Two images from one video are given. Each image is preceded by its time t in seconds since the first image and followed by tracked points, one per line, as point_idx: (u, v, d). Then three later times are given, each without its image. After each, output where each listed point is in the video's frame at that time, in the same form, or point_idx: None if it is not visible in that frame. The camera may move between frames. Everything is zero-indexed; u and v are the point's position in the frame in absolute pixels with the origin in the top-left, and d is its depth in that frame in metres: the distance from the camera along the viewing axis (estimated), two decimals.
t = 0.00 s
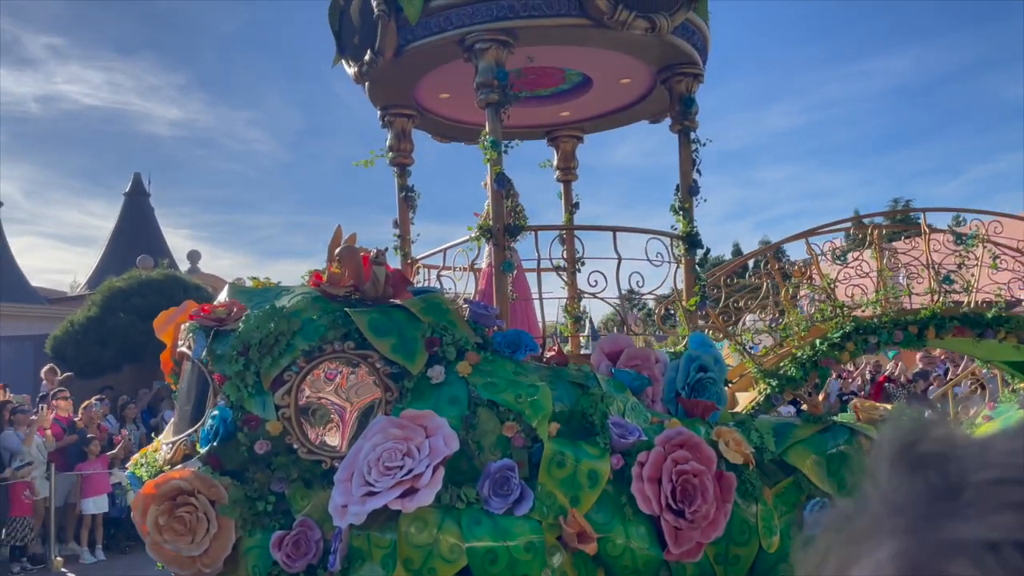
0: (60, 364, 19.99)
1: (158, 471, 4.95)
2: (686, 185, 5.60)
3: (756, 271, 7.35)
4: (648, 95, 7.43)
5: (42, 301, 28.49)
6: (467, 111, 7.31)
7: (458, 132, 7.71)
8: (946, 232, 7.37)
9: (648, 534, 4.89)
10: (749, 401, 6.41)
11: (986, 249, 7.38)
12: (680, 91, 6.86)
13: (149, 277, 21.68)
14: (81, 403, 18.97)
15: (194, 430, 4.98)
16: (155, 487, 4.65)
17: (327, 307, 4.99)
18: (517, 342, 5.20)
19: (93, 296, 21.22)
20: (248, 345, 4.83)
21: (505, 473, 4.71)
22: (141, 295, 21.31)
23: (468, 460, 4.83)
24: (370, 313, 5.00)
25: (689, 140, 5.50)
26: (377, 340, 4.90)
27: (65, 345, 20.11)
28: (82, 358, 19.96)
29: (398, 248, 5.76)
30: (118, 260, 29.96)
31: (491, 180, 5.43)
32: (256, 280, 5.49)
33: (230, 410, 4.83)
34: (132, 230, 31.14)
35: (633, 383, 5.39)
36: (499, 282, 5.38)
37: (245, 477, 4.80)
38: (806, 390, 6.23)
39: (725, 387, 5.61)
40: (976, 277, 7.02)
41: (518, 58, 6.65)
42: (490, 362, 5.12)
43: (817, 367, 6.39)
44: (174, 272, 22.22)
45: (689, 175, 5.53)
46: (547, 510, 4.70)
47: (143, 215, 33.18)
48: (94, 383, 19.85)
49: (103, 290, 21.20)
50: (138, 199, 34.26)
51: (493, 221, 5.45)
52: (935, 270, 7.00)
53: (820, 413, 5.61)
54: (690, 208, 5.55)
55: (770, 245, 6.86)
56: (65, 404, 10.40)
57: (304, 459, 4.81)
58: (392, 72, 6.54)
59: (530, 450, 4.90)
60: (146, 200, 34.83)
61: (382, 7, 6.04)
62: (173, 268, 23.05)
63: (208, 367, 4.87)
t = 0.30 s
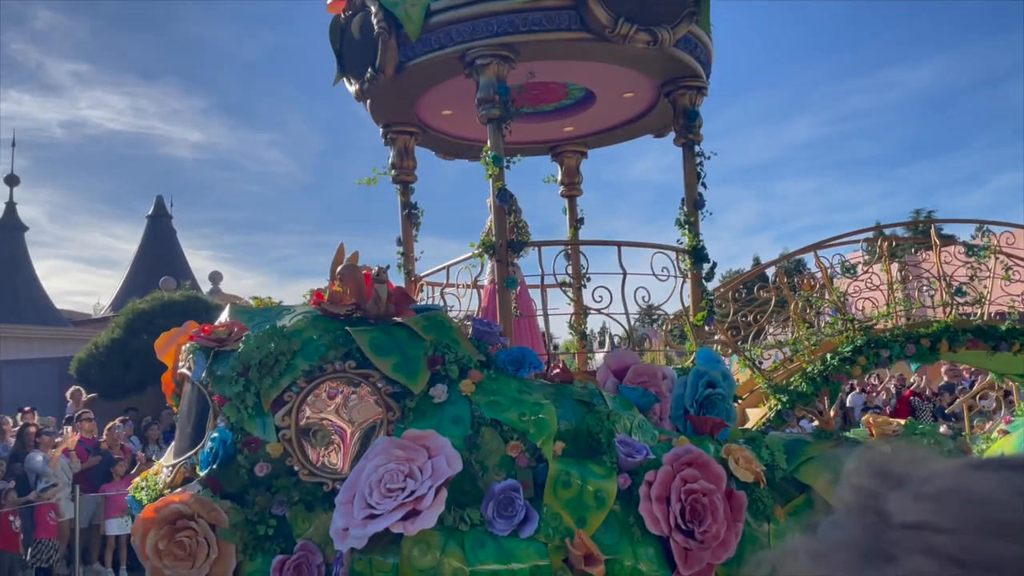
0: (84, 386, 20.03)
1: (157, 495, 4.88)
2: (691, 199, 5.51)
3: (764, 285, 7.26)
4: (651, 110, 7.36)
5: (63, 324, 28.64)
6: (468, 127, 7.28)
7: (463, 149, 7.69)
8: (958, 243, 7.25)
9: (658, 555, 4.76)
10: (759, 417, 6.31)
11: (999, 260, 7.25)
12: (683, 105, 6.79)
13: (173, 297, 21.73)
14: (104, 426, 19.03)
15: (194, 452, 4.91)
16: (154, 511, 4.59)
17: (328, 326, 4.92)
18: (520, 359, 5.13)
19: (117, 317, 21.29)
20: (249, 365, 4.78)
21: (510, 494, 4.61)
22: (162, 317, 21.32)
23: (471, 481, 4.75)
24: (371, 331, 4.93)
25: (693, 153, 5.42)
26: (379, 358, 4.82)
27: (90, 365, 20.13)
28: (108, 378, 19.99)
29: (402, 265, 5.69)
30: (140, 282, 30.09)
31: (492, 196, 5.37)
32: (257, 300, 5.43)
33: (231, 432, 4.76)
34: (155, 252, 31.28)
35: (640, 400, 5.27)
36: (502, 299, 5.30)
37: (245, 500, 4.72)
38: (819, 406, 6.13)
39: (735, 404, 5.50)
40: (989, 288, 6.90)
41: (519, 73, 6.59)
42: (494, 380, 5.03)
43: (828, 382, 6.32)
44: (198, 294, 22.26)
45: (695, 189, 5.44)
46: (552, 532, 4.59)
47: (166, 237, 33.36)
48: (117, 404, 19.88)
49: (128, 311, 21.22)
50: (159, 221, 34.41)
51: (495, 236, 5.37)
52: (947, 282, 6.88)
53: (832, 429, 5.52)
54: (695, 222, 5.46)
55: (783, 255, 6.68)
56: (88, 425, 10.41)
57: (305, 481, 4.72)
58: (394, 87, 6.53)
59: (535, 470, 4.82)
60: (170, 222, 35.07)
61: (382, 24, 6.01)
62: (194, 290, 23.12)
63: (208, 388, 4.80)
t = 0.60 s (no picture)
0: (107, 402, 20.04)
1: (156, 514, 4.79)
2: (696, 208, 5.43)
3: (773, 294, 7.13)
4: (654, 119, 7.30)
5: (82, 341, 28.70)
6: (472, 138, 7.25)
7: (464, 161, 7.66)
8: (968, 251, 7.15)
9: (666, 571, 4.66)
10: (769, 429, 6.21)
11: (1011, 267, 7.14)
12: (687, 113, 6.71)
13: (194, 313, 21.78)
14: (125, 442, 19.04)
15: (194, 469, 4.83)
16: (152, 530, 4.50)
17: (328, 339, 4.84)
18: (523, 372, 5.05)
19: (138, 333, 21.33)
20: (248, 380, 4.68)
21: (513, 511, 4.51)
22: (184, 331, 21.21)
23: (473, 497, 4.67)
24: (371, 344, 4.85)
25: (698, 161, 5.33)
26: (380, 372, 4.75)
27: (111, 381, 20.17)
28: (127, 393, 19.67)
29: (404, 278, 5.61)
30: (158, 299, 30.15)
31: (494, 206, 5.30)
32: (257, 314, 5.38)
33: (229, 448, 4.68)
34: (174, 268, 31.34)
35: (646, 412, 5.16)
36: (506, 311, 5.22)
37: (244, 518, 4.64)
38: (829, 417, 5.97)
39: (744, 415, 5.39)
40: (1001, 296, 6.80)
41: (520, 83, 6.55)
42: (497, 394, 4.94)
43: (839, 392, 6.15)
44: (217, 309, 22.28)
45: (700, 197, 5.37)
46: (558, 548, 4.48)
47: (185, 253, 33.43)
48: (140, 421, 19.87)
49: (148, 328, 21.25)
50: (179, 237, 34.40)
51: (498, 247, 5.29)
52: (958, 290, 6.78)
53: (844, 441, 5.40)
54: (701, 231, 5.37)
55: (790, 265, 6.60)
56: (110, 440, 10.36)
57: (306, 498, 4.64)
58: (395, 100, 6.54)
59: (539, 485, 4.71)
60: (189, 238, 35.12)
61: (382, 35, 5.99)
62: (214, 305, 23.14)
63: (207, 404, 4.70)
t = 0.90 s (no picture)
0: (129, 412, 20.10)
1: (155, 526, 4.73)
2: (702, 212, 5.35)
3: (779, 299, 7.05)
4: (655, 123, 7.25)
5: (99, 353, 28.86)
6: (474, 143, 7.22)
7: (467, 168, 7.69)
8: (980, 254, 7.06)
9: None
10: (777, 437, 6.10)
11: None
12: (690, 115, 6.63)
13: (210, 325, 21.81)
14: (147, 453, 19.08)
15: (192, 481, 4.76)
16: (150, 543, 4.42)
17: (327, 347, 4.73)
18: (526, 379, 4.94)
19: (156, 342, 21.34)
20: (246, 391, 4.62)
21: (516, 522, 4.42)
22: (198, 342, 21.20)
23: (475, 508, 4.59)
24: (371, 352, 4.76)
25: (702, 164, 5.25)
26: (380, 381, 4.66)
27: (132, 392, 20.22)
28: (149, 405, 19.79)
29: (406, 285, 5.52)
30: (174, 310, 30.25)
31: (495, 211, 5.22)
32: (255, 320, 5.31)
33: (227, 459, 4.61)
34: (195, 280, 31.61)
35: (651, 420, 5.06)
36: (508, 317, 5.13)
37: (242, 531, 4.57)
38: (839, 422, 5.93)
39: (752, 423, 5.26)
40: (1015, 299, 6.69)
41: (521, 86, 6.49)
42: (498, 402, 4.85)
43: (847, 398, 6.06)
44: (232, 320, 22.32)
45: (705, 201, 5.28)
46: (563, 558, 4.39)
47: (202, 264, 33.50)
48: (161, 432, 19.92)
49: (166, 339, 21.28)
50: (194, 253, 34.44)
51: (500, 254, 5.22)
52: (970, 293, 6.67)
53: (855, 448, 5.25)
54: (707, 235, 5.27)
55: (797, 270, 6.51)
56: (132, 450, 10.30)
57: (305, 509, 4.57)
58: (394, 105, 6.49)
59: (541, 495, 4.66)
60: (204, 247, 35.16)
61: (382, 40, 5.92)
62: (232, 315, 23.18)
63: (205, 414, 4.62)
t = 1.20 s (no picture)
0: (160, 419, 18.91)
1: None
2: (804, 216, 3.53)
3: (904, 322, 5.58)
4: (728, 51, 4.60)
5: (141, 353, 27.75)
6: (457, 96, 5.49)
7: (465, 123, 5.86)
8: None
9: None
10: (909, 506, 4.59)
11: None
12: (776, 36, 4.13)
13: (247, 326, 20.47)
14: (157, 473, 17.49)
15: None
16: None
17: (241, 381, 3.31)
18: (533, 427, 3.43)
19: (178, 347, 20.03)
20: (122, 446, 3.15)
21: None
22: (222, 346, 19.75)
23: None
24: (307, 390, 3.28)
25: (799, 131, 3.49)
26: (317, 432, 3.15)
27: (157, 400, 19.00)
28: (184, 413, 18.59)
29: (357, 287, 4.32)
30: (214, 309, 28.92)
31: (492, 180, 3.69)
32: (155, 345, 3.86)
33: (93, 547, 3.10)
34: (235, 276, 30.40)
35: (719, 486, 3.48)
36: (508, 332, 3.66)
37: None
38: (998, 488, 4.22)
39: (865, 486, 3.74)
40: None
41: None
42: (494, 460, 3.33)
43: (1011, 451, 4.33)
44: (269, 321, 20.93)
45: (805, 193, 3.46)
46: None
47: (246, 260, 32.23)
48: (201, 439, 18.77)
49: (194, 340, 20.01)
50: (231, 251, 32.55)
51: (497, 242, 3.71)
52: None
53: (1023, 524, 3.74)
54: (799, 211, 4.06)
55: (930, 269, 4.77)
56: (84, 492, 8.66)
57: None
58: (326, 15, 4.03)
59: None
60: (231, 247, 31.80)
61: None
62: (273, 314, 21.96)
63: (61, 481, 3.21)
